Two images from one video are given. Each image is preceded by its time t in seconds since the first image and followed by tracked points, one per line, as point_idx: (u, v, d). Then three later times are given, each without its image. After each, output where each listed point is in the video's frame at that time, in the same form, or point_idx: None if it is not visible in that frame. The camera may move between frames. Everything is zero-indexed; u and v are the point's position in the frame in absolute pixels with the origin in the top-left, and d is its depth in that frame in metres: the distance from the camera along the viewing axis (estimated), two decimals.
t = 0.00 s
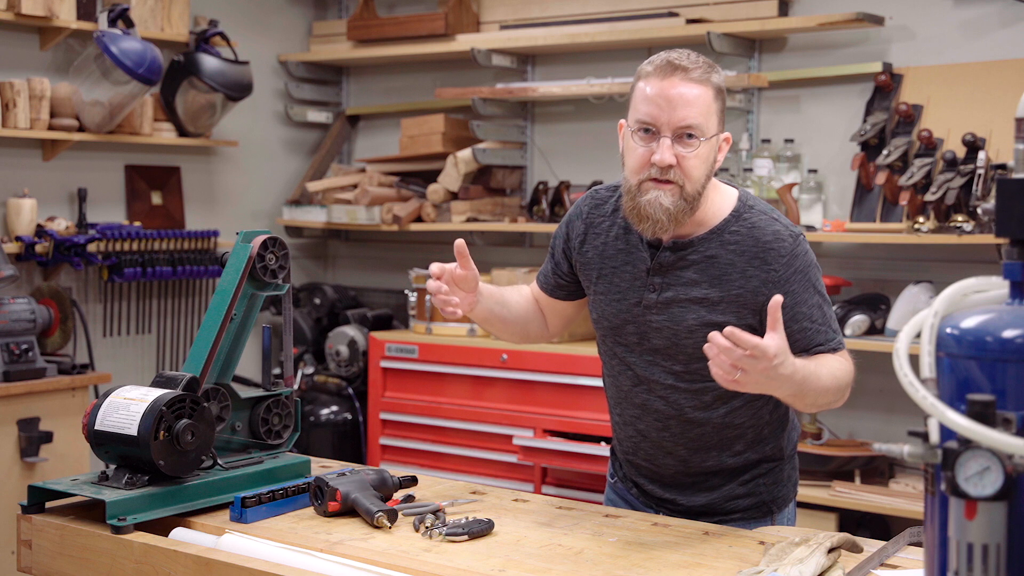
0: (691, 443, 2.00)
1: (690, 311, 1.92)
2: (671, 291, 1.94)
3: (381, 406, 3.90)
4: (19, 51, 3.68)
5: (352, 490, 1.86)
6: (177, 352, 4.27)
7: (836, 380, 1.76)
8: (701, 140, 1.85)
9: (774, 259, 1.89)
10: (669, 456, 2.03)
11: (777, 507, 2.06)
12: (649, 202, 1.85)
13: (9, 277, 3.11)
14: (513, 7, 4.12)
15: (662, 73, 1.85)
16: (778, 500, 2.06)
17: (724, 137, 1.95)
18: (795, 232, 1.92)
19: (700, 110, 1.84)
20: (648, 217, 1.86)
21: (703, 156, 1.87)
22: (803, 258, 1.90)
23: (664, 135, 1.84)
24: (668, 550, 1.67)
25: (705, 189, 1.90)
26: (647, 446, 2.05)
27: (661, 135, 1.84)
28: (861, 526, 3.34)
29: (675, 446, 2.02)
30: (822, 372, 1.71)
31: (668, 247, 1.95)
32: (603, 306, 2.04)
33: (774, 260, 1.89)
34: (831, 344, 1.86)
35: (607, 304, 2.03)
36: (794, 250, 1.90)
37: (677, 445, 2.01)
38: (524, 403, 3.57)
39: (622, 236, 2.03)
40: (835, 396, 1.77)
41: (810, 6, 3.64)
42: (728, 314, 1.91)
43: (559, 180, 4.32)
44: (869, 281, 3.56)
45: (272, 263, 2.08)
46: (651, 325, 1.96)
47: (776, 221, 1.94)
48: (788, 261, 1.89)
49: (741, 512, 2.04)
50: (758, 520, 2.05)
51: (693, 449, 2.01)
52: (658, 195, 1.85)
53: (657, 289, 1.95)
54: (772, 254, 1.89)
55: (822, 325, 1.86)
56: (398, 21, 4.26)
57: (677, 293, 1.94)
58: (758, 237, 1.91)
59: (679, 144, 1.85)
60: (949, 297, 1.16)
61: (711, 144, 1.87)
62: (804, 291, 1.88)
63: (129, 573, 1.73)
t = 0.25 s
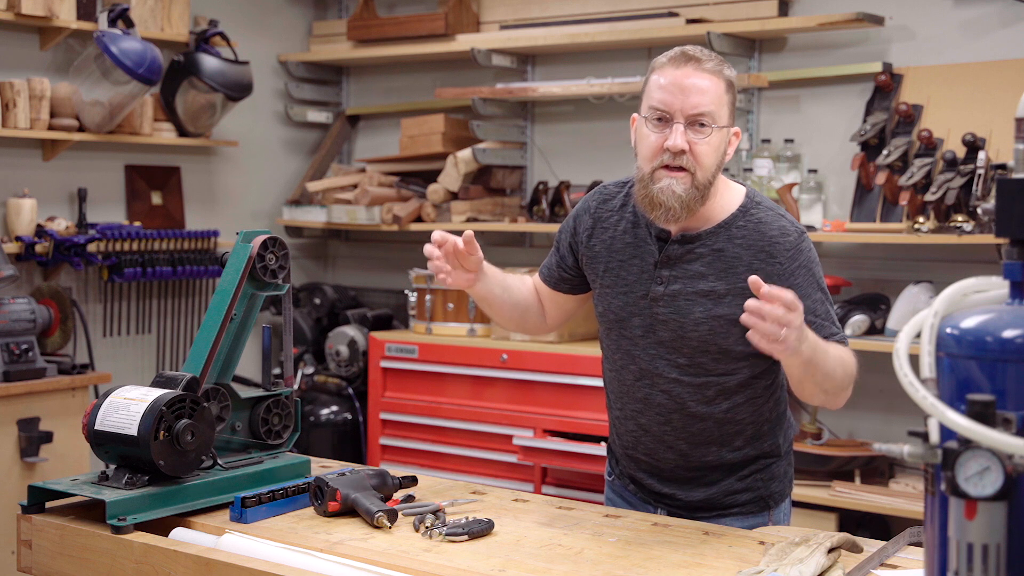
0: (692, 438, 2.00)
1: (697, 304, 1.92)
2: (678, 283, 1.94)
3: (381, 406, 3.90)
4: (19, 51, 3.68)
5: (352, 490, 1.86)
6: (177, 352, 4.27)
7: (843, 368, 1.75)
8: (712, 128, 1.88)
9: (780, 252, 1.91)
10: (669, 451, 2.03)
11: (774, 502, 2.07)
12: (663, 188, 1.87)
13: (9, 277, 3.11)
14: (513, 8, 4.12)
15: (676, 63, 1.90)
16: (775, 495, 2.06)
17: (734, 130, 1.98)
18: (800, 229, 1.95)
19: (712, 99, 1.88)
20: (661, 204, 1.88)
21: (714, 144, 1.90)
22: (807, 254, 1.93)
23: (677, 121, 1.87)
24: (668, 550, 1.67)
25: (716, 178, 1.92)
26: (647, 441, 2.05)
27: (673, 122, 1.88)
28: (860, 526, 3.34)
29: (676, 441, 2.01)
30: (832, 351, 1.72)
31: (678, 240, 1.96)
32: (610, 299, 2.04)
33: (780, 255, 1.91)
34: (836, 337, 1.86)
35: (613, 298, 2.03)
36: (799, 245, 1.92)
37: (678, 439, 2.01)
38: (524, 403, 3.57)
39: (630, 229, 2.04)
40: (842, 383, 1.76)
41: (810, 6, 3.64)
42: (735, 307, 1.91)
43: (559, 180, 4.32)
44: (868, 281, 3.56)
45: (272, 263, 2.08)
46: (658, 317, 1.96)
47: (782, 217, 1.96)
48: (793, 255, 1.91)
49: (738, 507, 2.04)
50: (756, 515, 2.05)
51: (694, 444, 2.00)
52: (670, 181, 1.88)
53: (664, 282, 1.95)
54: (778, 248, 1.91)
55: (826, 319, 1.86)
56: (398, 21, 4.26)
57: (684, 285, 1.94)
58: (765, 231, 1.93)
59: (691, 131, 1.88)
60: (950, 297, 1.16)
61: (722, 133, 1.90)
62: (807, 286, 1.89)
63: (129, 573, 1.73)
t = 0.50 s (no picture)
0: (690, 427, 1.99)
1: (701, 290, 1.95)
2: (683, 270, 1.97)
3: (381, 406, 3.90)
4: (19, 51, 3.68)
5: (352, 490, 1.86)
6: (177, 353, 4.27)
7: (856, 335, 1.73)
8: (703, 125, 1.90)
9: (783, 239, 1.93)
10: (667, 440, 2.02)
11: (766, 497, 2.04)
12: (664, 193, 1.91)
13: (9, 277, 3.11)
14: (513, 7, 4.12)
15: (658, 67, 1.91)
16: (767, 490, 2.04)
17: (729, 117, 1.98)
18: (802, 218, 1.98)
19: (698, 98, 1.89)
20: (665, 208, 1.91)
21: (707, 140, 1.92)
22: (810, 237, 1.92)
23: (666, 126, 1.89)
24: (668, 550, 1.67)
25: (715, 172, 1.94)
26: (646, 430, 2.04)
27: (663, 127, 1.90)
28: (861, 526, 3.34)
29: (675, 430, 2.01)
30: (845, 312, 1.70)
31: (683, 229, 1.99)
32: (614, 290, 2.05)
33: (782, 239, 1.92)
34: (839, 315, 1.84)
35: (618, 288, 2.05)
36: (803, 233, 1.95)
37: (677, 428, 2.00)
38: (524, 403, 3.57)
39: (636, 221, 2.07)
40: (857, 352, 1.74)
41: (810, 6, 3.65)
42: (738, 291, 1.92)
43: (559, 180, 4.32)
44: (868, 282, 3.56)
45: (272, 263, 2.07)
46: (663, 305, 1.98)
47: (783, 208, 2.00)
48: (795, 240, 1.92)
49: (729, 499, 2.03)
50: (745, 507, 2.03)
51: (692, 434, 2.00)
52: (670, 185, 1.91)
53: (669, 269, 1.99)
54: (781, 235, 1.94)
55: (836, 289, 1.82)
56: (398, 22, 4.26)
57: (689, 273, 1.97)
58: (768, 219, 1.96)
59: (681, 132, 1.90)
60: (950, 297, 1.16)
61: (713, 127, 1.92)
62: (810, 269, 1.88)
63: (129, 574, 1.73)
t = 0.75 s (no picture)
0: (694, 423, 1.99)
1: (704, 286, 1.95)
2: (686, 268, 1.98)
3: (381, 406, 3.90)
4: (19, 51, 3.68)
5: (352, 490, 1.86)
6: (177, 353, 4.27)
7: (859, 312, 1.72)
8: (686, 134, 1.90)
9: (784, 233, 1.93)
10: (670, 435, 2.02)
11: (760, 495, 2.03)
12: (654, 202, 1.92)
13: (9, 277, 3.11)
14: (513, 7, 4.12)
15: (636, 82, 1.93)
16: (761, 489, 2.03)
17: (719, 119, 1.98)
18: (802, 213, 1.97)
19: (678, 107, 1.89)
20: (658, 215, 1.93)
21: (693, 147, 1.92)
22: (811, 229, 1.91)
23: (649, 140, 1.91)
24: (668, 550, 1.67)
25: (706, 176, 1.95)
26: (649, 425, 2.05)
27: (646, 140, 1.92)
28: (860, 527, 3.34)
29: (678, 425, 2.01)
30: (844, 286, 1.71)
31: (686, 227, 1.99)
32: (620, 289, 2.06)
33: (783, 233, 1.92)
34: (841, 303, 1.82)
35: (624, 288, 2.05)
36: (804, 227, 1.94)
37: (680, 423, 2.00)
38: (524, 403, 3.57)
39: (639, 221, 2.07)
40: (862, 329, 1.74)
41: (810, 6, 3.65)
42: (741, 285, 1.92)
43: (559, 180, 4.32)
44: (868, 282, 3.56)
45: (272, 263, 2.08)
46: (668, 302, 1.99)
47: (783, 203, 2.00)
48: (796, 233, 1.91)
49: (726, 496, 2.02)
50: (740, 503, 2.02)
51: (695, 429, 2.00)
52: (660, 193, 1.92)
53: (672, 267, 1.99)
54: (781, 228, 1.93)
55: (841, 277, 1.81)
56: (398, 22, 4.26)
57: (692, 271, 1.97)
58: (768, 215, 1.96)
59: (665, 143, 1.91)
60: (950, 297, 1.16)
61: (698, 134, 1.92)
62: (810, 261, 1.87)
63: (129, 573, 1.73)
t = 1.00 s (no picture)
0: (692, 423, 1.99)
1: (697, 286, 1.95)
2: (679, 269, 1.98)
3: (381, 406, 3.90)
4: (19, 51, 3.68)
5: (352, 490, 1.86)
6: (177, 353, 4.27)
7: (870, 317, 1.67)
8: (670, 138, 1.91)
9: (774, 230, 1.92)
10: (669, 436, 2.03)
11: (761, 501, 2.05)
12: (643, 207, 1.91)
13: (9, 277, 3.11)
14: (513, 8, 4.12)
15: (619, 89, 1.93)
16: (762, 493, 2.04)
17: (701, 121, 1.99)
18: (793, 208, 1.97)
19: (661, 112, 1.89)
20: (648, 220, 1.92)
21: (678, 151, 1.92)
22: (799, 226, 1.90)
23: (634, 145, 1.91)
24: (668, 550, 1.67)
25: (692, 178, 1.95)
26: (648, 426, 2.05)
27: (631, 146, 1.91)
28: (861, 527, 3.34)
29: (677, 426, 2.01)
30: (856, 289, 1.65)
31: (677, 229, 1.99)
32: (615, 293, 2.06)
33: (773, 231, 1.92)
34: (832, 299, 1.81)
35: (619, 291, 2.05)
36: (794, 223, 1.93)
37: (679, 424, 2.00)
38: (524, 403, 3.57)
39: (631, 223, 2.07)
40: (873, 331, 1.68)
41: (810, 6, 3.65)
42: (734, 285, 1.92)
43: (559, 180, 4.32)
44: (868, 282, 3.56)
45: (272, 263, 2.08)
46: (662, 304, 1.99)
47: (774, 200, 1.99)
48: (785, 230, 1.91)
49: (727, 499, 2.03)
50: (741, 511, 2.03)
51: (693, 429, 2.00)
52: (648, 198, 1.91)
53: (665, 269, 1.99)
54: (771, 226, 1.93)
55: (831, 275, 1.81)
56: (398, 22, 4.26)
57: (685, 272, 1.97)
58: (759, 213, 1.96)
59: (651, 148, 1.91)
60: (950, 297, 1.16)
61: (682, 136, 1.92)
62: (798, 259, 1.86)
63: (129, 573, 1.73)
